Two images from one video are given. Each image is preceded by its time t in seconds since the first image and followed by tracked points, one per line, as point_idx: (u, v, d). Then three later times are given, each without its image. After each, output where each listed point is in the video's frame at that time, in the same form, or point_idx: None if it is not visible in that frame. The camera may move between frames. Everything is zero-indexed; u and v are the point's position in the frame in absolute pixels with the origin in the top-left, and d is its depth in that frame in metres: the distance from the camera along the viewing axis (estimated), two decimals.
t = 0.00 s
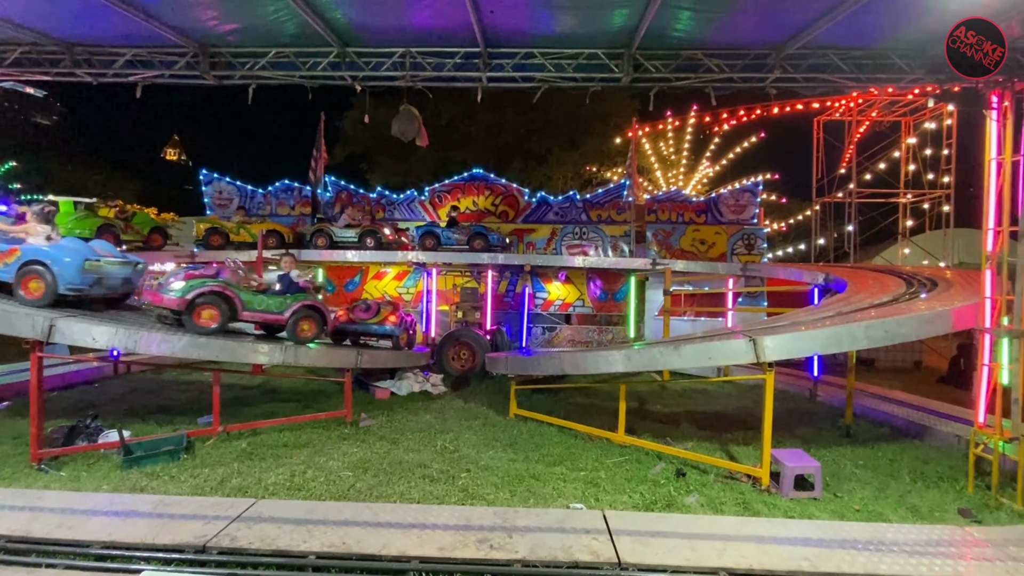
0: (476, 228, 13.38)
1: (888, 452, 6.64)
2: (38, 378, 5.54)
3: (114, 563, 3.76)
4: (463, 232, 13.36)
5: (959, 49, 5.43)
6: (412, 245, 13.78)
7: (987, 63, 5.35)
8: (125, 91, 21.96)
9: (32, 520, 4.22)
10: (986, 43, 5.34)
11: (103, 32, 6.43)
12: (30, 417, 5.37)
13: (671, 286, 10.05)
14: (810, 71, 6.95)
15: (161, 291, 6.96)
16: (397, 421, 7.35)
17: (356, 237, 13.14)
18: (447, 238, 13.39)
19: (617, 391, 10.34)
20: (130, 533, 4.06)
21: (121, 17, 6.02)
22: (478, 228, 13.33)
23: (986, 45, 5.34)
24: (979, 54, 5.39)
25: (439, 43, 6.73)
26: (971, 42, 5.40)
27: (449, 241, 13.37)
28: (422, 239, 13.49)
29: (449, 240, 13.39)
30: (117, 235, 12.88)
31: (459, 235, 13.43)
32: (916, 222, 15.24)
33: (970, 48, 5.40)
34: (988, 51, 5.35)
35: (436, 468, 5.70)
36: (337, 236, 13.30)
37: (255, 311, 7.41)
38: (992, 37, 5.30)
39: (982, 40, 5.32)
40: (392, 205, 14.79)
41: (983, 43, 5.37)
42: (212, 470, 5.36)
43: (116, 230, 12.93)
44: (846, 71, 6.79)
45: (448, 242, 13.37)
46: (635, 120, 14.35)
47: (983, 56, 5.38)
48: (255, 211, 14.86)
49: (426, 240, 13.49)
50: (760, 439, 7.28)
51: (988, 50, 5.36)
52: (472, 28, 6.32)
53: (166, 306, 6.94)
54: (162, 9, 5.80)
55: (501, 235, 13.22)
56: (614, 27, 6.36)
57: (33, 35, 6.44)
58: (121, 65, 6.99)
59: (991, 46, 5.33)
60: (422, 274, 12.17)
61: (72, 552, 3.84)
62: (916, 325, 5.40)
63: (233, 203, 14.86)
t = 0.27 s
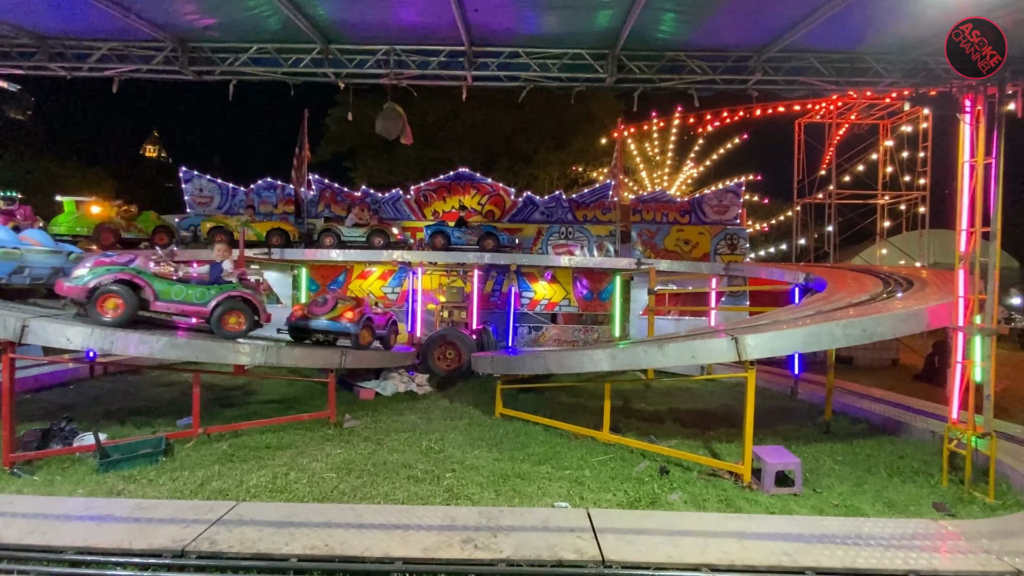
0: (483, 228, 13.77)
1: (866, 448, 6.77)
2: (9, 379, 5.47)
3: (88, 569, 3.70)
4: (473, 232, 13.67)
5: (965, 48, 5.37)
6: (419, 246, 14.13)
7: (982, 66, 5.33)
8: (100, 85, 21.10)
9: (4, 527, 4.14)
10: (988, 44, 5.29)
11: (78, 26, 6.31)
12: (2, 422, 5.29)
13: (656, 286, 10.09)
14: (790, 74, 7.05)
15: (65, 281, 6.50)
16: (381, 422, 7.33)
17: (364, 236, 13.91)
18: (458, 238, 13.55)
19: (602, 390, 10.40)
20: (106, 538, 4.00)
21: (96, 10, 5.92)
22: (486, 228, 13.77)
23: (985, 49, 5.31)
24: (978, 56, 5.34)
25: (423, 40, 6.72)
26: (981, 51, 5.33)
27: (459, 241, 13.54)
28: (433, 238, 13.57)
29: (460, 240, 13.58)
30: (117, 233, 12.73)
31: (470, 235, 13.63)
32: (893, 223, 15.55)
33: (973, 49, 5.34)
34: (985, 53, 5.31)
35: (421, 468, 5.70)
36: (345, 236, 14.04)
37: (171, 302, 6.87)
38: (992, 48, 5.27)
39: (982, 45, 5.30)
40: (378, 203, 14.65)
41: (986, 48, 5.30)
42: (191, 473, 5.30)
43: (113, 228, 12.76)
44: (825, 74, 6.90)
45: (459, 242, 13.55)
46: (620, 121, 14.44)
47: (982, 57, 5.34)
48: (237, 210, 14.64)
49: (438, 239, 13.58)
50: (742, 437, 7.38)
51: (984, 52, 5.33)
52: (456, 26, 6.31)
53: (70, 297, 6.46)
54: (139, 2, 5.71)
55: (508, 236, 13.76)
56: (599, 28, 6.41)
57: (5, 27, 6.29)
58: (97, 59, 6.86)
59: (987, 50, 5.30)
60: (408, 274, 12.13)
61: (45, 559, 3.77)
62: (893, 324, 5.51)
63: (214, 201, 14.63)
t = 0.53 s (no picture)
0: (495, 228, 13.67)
1: (846, 444, 6.90)
2: None
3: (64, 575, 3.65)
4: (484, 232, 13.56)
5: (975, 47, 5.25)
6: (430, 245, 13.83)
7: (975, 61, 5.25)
8: (76, 81, 20.18)
9: None
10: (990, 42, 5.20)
11: (55, 19, 6.20)
12: None
13: (642, 285, 10.16)
14: (772, 77, 7.15)
15: None
16: (367, 423, 7.31)
17: (375, 235, 13.33)
18: (470, 237, 13.42)
19: (588, 389, 10.46)
20: (82, 543, 3.95)
21: (74, 3, 5.82)
22: (498, 228, 13.64)
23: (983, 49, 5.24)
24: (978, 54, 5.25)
25: (408, 38, 6.71)
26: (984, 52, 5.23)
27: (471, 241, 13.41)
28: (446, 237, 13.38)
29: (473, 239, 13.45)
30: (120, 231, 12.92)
31: (481, 235, 13.52)
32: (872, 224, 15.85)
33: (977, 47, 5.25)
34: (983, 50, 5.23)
35: (406, 468, 5.71)
36: (355, 234, 13.44)
37: (74, 290, 6.58)
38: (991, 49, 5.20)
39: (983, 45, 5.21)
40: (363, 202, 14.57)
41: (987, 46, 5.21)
42: (171, 476, 5.26)
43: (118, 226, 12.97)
44: (806, 77, 7.01)
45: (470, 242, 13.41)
46: (607, 121, 14.53)
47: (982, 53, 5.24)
48: (219, 208, 14.42)
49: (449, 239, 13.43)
50: (726, 434, 7.47)
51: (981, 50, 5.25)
52: (443, 25, 6.32)
53: None
54: None
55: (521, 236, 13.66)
56: (585, 28, 6.45)
57: None
58: (73, 53, 6.75)
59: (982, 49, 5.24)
60: (394, 274, 12.10)
61: (19, 565, 3.72)
62: (872, 322, 5.62)
63: (195, 199, 14.41)
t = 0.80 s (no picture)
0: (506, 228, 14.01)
1: (827, 441, 7.01)
2: None
3: None
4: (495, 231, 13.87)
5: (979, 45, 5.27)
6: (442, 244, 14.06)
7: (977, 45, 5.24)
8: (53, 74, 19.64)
9: None
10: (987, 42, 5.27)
11: (31, 11, 6.09)
12: None
13: (628, 285, 10.18)
14: (756, 78, 7.23)
15: None
16: (353, 424, 7.29)
17: (387, 235, 13.53)
18: (481, 237, 13.71)
19: (574, 388, 10.51)
20: (59, 548, 3.90)
21: None
22: (509, 228, 13.88)
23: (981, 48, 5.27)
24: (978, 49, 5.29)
25: (394, 36, 6.69)
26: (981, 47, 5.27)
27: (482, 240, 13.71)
28: (458, 238, 13.68)
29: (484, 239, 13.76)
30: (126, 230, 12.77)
31: (491, 235, 13.80)
32: (854, 225, 16.10)
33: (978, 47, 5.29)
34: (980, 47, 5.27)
35: (393, 469, 5.70)
36: (367, 233, 13.63)
37: None
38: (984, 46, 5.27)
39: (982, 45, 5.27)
40: (349, 201, 14.17)
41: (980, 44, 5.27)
42: (151, 479, 5.20)
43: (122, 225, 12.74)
44: (789, 80, 7.10)
45: (482, 242, 13.70)
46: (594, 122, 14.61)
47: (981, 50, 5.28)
48: (201, 205, 13.89)
49: (460, 240, 13.70)
50: (710, 432, 7.55)
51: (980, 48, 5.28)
52: (429, 23, 6.31)
53: None
54: None
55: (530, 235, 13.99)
56: (571, 28, 6.49)
57: None
58: (50, 46, 6.63)
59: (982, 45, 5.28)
60: (381, 273, 12.04)
61: None
62: (852, 321, 5.71)
63: (177, 196, 13.91)
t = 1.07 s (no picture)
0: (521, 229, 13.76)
1: (810, 439, 7.10)
2: None
3: None
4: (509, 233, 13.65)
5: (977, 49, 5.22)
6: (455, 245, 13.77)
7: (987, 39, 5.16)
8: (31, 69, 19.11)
9: None
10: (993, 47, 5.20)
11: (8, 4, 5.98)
12: None
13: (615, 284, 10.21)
14: (741, 80, 7.29)
15: None
16: (339, 425, 7.26)
17: (401, 235, 13.11)
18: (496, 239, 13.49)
19: (562, 387, 10.54)
20: (36, 553, 3.84)
21: None
22: (523, 229, 13.74)
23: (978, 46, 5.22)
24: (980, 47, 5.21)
25: (380, 33, 6.67)
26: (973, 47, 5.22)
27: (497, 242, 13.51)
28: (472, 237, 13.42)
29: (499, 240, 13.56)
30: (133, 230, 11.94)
31: (505, 235, 13.60)
32: (837, 225, 16.32)
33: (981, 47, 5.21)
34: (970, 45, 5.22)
35: (379, 470, 5.69)
36: (380, 233, 13.30)
37: None
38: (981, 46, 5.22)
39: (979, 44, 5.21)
40: (336, 200, 14.13)
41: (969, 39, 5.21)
42: (132, 482, 5.15)
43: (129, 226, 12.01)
44: (773, 82, 7.18)
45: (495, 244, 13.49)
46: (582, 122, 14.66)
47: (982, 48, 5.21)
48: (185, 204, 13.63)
49: (474, 240, 13.44)
50: (696, 431, 7.62)
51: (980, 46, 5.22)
52: (416, 21, 6.30)
53: None
54: None
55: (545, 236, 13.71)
56: (559, 28, 6.51)
57: None
58: (26, 40, 6.51)
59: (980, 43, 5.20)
60: (368, 273, 11.96)
61: None
62: (835, 320, 5.80)
63: (160, 194, 13.68)
